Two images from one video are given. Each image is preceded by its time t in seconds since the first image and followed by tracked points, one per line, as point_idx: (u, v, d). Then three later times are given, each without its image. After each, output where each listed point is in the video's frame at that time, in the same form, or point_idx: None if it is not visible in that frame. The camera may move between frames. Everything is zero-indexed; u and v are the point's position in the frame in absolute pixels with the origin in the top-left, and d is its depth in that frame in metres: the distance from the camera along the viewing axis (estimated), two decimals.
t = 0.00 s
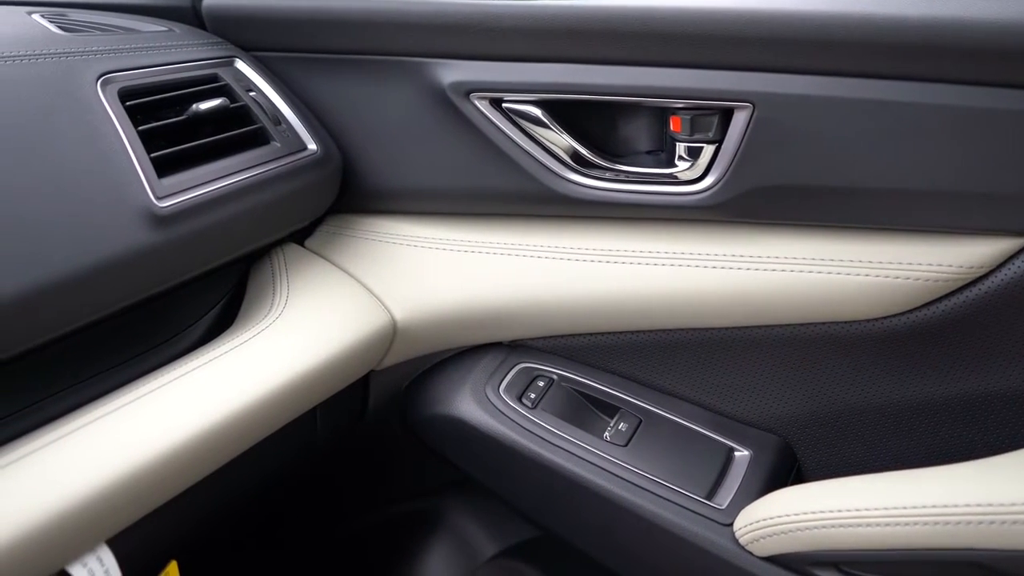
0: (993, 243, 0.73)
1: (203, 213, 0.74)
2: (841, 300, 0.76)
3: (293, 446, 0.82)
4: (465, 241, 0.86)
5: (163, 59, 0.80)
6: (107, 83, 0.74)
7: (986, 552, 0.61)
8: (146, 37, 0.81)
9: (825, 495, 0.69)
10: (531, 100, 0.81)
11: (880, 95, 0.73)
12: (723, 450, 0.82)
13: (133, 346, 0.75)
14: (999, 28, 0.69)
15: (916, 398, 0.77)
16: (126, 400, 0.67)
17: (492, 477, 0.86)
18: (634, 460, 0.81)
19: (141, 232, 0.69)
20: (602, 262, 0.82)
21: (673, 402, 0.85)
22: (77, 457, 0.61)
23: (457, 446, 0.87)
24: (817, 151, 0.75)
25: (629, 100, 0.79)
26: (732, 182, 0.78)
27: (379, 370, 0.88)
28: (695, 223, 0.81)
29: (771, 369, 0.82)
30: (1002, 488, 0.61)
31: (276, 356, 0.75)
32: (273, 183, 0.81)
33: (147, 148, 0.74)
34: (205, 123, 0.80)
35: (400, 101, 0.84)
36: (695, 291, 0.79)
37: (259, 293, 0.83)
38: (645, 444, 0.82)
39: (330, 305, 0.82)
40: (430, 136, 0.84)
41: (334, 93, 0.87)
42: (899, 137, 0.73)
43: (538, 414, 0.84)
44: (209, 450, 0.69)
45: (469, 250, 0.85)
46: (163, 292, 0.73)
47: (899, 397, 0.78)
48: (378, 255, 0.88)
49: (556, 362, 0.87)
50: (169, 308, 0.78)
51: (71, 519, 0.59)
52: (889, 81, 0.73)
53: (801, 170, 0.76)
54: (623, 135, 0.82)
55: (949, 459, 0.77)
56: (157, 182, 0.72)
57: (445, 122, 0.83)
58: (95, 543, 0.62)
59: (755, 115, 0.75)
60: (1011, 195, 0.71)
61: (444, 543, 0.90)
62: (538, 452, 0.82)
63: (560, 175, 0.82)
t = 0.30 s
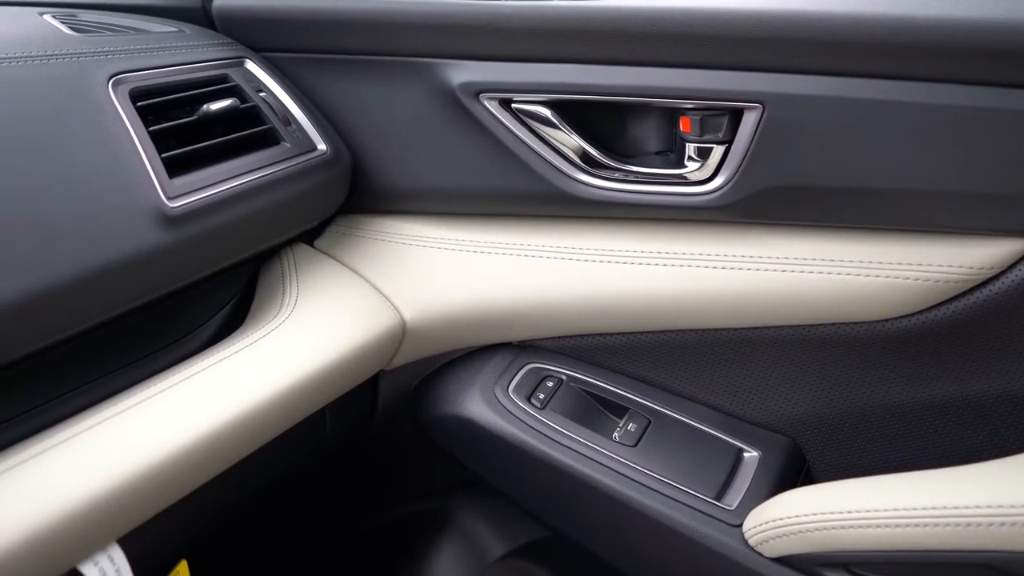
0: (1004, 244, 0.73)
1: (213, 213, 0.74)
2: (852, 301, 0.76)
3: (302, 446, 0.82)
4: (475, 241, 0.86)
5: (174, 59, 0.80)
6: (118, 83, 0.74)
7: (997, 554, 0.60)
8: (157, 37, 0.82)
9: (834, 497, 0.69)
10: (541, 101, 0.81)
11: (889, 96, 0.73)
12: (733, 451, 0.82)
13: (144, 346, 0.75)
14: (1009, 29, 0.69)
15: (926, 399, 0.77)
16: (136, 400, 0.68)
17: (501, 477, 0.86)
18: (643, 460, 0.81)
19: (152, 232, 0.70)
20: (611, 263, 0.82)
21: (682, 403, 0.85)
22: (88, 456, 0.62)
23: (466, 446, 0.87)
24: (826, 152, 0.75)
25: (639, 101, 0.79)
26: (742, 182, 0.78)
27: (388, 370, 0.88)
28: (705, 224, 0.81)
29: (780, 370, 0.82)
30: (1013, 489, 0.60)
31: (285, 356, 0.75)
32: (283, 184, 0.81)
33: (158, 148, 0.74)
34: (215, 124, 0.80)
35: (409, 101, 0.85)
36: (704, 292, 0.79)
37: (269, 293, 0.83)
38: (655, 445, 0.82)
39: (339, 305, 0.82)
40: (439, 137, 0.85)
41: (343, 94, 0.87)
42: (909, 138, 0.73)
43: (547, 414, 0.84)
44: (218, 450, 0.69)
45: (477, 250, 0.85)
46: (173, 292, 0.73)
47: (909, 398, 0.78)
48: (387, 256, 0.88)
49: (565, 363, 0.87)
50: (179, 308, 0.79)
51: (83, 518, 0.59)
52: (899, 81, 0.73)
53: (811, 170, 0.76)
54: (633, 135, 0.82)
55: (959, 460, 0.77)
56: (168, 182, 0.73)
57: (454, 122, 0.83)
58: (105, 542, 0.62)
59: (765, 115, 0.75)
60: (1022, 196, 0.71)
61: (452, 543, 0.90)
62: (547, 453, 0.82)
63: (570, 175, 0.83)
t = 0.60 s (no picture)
0: (1016, 244, 0.73)
1: (226, 213, 0.75)
2: (864, 302, 0.76)
3: (313, 446, 0.82)
4: (488, 242, 0.86)
5: (186, 59, 0.80)
6: (132, 84, 0.74)
7: (1010, 555, 0.60)
8: (170, 38, 0.82)
9: (845, 498, 0.69)
10: (552, 101, 0.81)
11: (902, 97, 0.73)
12: (744, 451, 0.82)
13: (156, 345, 0.75)
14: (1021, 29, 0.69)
15: (938, 400, 0.77)
16: (149, 400, 0.68)
17: (512, 477, 0.86)
18: (654, 461, 0.81)
19: (165, 231, 0.70)
20: (622, 263, 0.82)
21: (693, 403, 0.85)
22: (103, 455, 0.62)
23: (477, 446, 0.87)
24: (839, 153, 0.75)
25: (651, 101, 0.79)
26: (754, 183, 0.78)
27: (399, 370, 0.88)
28: (717, 224, 0.81)
29: (792, 371, 0.82)
30: None
31: (297, 355, 0.76)
32: (295, 183, 0.81)
33: (172, 148, 0.75)
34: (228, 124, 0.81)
35: (420, 102, 0.85)
36: (715, 293, 0.79)
37: (281, 293, 0.84)
38: (666, 445, 0.82)
39: (351, 305, 0.82)
40: (450, 138, 0.85)
41: (355, 94, 0.87)
42: (921, 138, 0.73)
43: (558, 414, 0.84)
44: (231, 449, 0.69)
45: (488, 250, 0.85)
46: (186, 291, 0.73)
47: (921, 399, 0.77)
48: (398, 256, 0.88)
49: (576, 363, 0.87)
50: (191, 308, 0.79)
51: (97, 517, 0.59)
52: (912, 82, 0.73)
53: (823, 171, 0.76)
54: (644, 136, 0.82)
55: (972, 461, 0.77)
56: (181, 182, 0.73)
57: (466, 123, 0.84)
58: (119, 541, 0.62)
59: (777, 116, 0.76)
60: None
61: (463, 543, 0.91)
62: (559, 453, 0.81)
63: (582, 176, 0.83)
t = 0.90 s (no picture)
0: None
1: (236, 213, 0.75)
2: (874, 302, 0.76)
3: (322, 445, 0.83)
4: (497, 242, 0.86)
5: (197, 59, 0.81)
6: (143, 84, 0.75)
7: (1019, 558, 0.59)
8: (181, 38, 0.82)
9: (854, 499, 0.69)
10: (562, 102, 0.81)
11: (914, 98, 0.73)
12: (753, 452, 0.81)
13: (167, 345, 0.76)
14: None
15: (949, 401, 0.77)
16: (160, 398, 0.68)
17: (521, 477, 0.86)
18: (663, 462, 0.81)
19: (176, 231, 0.70)
20: (631, 264, 0.82)
21: (702, 404, 0.85)
22: (113, 454, 0.62)
23: (485, 446, 0.87)
24: (849, 153, 0.75)
25: (660, 102, 0.79)
26: (763, 184, 0.78)
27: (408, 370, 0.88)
28: (726, 224, 0.81)
29: (801, 371, 0.82)
30: None
31: (306, 355, 0.76)
32: (305, 183, 0.81)
33: (182, 148, 0.75)
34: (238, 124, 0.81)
35: (429, 101, 0.85)
36: (725, 293, 0.79)
37: (290, 293, 0.84)
38: (675, 445, 0.82)
39: (360, 305, 0.82)
40: (459, 138, 0.85)
41: (364, 94, 0.88)
42: (931, 139, 0.73)
43: (567, 415, 0.84)
44: (239, 448, 0.69)
45: (497, 250, 0.85)
46: (196, 291, 0.73)
47: (931, 400, 0.77)
48: (407, 256, 0.88)
49: (585, 363, 0.87)
50: (200, 308, 0.79)
51: (107, 516, 0.60)
52: (924, 83, 0.73)
53: (833, 171, 0.76)
54: (653, 136, 0.82)
55: (982, 462, 0.76)
56: (191, 182, 0.73)
57: (475, 123, 0.84)
58: (129, 540, 0.63)
59: (787, 116, 0.76)
60: None
61: (471, 542, 0.91)
62: (567, 453, 0.81)
63: (592, 177, 0.83)
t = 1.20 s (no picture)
0: None
1: (248, 213, 0.75)
2: (884, 304, 0.76)
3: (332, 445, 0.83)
4: (507, 243, 0.86)
5: (208, 61, 0.81)
6: (155, 85, 0.75)
7: None
8: (192, 39, 0.83)
9: (863, 501, 0.68)
10: (572, 103, 0.82)
11: (925, 100, 0.73)
12: (763, 453, 0.81)
13: (178, 344, 0.76)
14: None
15: (960, 404, 0.76)
16: (171, 399, 0.68)
17: (530, 478, 0.85)
18: (673, 464, 0.80)
19: (188, 231, 0.70)
20: (641, 265, 0.82)
21: (711, 405, 0.85)
22: (124, 454, 0.62)
23: (494, 447, 0.87)
24: (860, 155, 0.75)
25: (671, 103, 0.79)
26: (774, 185, 0.78)
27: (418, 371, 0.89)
28: (736, 226, 0.82)
29: (812, 373, 0.81)
30: None
31: (316, 356, 0.76)
32: (316, 184, 0.81)
33: (194, 149, 0.75)
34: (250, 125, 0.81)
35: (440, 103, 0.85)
36: (735, 295, 0.79)
37: (302, 293, 0.84)
38: (684, 447, 0.82)
39: (370, 306, 0.82)
40: (469, 139, 0.85)
41: (374, 96, 0.88)
42: (942, 141, 0.73)
43: (576, 416, 0.84)
44: (249, 449, 0.69)
45: (507, 251, 0.86)
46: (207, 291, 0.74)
47: (942, 403, 0.77)
48: (417, 257, 0.88)
49: (594, 364, 0.87)
50: (211, 308, 0.79)
51: (120, 516, 0.60)
52: (936, 85, 0.73)
53: (844, 173, 0.76)
54: (664, 138, 0.83)
55: (994, 465, 0.76)
56: (203, 183, 0.73)
57: (486, 124, 0.84)
58: (139, 540, 0.63)
59: (798, 118, 0.76)
60: None
61: (480, 543, 0.91)
62: (576, 454, 0.81)
63: (602, 178, 0.83)
